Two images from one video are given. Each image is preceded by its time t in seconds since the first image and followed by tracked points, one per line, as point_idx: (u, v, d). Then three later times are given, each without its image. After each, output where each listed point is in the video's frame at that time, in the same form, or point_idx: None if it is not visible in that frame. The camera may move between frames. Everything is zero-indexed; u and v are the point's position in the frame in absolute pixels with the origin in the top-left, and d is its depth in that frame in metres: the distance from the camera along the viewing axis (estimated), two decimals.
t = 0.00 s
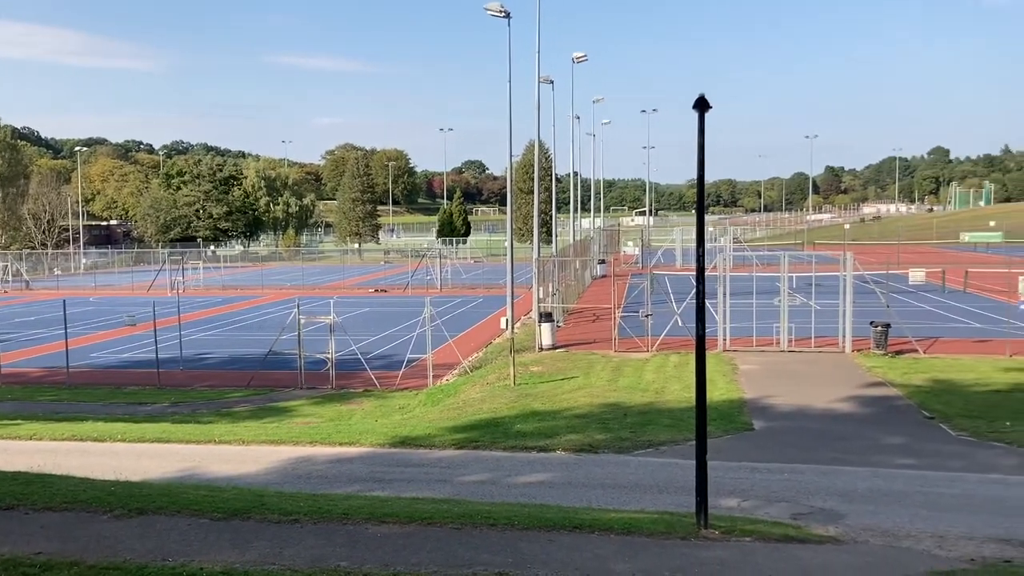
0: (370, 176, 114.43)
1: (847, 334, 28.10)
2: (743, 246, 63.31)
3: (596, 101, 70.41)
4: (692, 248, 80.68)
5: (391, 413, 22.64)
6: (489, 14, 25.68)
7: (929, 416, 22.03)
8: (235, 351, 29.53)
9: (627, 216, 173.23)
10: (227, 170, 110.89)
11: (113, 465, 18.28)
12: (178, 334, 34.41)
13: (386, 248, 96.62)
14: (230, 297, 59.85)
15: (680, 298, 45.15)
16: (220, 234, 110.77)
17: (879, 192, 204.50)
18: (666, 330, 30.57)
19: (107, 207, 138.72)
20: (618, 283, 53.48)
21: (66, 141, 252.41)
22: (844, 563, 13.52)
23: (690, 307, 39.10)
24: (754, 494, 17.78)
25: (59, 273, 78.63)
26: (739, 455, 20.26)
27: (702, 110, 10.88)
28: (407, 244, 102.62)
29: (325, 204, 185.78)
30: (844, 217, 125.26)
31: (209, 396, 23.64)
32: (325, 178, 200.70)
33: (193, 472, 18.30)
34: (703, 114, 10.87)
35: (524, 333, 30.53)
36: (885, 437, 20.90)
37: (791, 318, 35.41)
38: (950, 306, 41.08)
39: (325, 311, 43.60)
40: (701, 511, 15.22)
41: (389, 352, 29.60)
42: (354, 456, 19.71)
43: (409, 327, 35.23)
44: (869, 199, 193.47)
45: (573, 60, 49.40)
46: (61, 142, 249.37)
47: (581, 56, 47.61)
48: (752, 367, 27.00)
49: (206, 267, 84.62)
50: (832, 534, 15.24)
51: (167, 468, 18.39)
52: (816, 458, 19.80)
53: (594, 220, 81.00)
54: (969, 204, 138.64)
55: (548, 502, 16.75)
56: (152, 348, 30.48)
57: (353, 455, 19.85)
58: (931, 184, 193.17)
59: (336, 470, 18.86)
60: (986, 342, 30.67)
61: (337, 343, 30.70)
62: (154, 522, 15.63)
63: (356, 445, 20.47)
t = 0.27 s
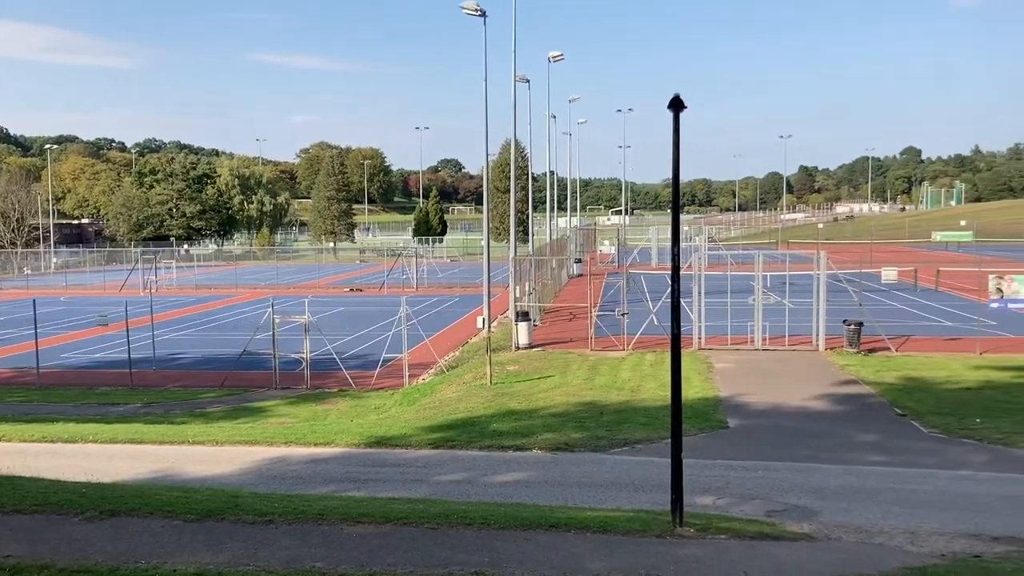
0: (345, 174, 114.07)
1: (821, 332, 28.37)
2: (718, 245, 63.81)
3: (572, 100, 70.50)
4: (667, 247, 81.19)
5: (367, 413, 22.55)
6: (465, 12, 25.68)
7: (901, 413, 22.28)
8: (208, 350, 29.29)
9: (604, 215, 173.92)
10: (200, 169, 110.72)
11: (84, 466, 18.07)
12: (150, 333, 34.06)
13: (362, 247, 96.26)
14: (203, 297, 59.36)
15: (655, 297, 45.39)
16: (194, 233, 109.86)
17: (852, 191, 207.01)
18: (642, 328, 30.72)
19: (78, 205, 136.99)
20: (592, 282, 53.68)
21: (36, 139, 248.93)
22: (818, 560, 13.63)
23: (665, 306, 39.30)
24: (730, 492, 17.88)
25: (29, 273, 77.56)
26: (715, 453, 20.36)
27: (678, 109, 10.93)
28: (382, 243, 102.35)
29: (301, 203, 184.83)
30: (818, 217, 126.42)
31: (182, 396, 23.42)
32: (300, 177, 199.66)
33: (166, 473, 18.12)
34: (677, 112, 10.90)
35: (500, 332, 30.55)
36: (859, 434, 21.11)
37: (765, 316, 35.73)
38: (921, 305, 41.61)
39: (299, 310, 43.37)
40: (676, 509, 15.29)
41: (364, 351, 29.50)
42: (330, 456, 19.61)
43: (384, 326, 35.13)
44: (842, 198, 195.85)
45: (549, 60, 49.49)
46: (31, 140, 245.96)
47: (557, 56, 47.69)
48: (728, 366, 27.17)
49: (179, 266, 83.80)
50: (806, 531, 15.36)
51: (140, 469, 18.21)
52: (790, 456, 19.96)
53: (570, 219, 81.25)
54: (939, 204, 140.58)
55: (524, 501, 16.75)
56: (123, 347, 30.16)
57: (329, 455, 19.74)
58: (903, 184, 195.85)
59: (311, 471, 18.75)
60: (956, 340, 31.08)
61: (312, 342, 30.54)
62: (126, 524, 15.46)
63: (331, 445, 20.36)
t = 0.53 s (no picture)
0: (320, 173, 113.55)
1: (794, 330, 28.64)
2: (691, 244, 64.30)
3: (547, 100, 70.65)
4: (642, 246, 81.57)
5: (341, 413, 22.47)
6: (440, 11, 25.62)
7: (872, 410, 22.54)
8: (181, 351, 29.06)
9: (580, 214, 174.61)
10: (172, 168, 110.31)
11: (55, 468, 17.86)
12: (122, 334, 33.73)
13: (337, 247, 95.84)
14: (173, 297, 58.80)
15: (630, 296, 45.60)
16: (166, 231, 108.85)
17: (824, 190, 209.35)
18: (617, 327, 30.86)
19: (47, 203, 135.13)
20: (567, 281, 53.80)
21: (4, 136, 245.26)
22: (789, 557, 13.74)
23: (640, 305, 39.48)
24: (704, 489, 17.99)
25: None
26: (689, 451, 20.48)
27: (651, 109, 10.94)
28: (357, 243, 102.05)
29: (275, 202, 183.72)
30: (792, 216, 127.60)
31: (154, 397, 23.21)
32: (273, 175, 198.50)
33: (138, 474, 17.94)
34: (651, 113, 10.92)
35: (476, 332, 30.56)
36: (831, 431, 21.32)
37: (738, 315, 36.02)
38: (892, 303, 42.12)
39: (273, 310, 43.13)
40: (650, 507, 15.37)
41: (339, 351, 29.39)
42: (303, 456, 19.51)
43: (359, 326, 35.02)
44: (814, 198, 198.16)
45: (523, 59, 49.59)
46: None
47: (532, 55, 47.78)
48: (702, 364, 27.33)
49: (151, 265, 82.92)
50: (779, 528, 15.48)
51: (111, 471, 18.02)
52: (764, 453, 20.11)
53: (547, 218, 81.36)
54: (910, 204, 142.33)
55: (499, 500, 16.76)
56: (94, 348, 29.84)
57: (303, 455, 19.64)
58: (874, 184, 198.40)
59: (285, 471, 18.64)
60: (927, 338, 31.47)
61: (286, 342, 30.38)
62: (96, 526, 15.30)
63: (305, 446, 20.26)
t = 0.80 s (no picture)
0: (294, 172, 112.86)
1: (767, 329, 28.87)
2: (666, 244, 64.68)
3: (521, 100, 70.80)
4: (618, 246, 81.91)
5: (315, 414, 22.37)
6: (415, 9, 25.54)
7: (844, 408, 22.77)
8: (153, 351, 28.81)
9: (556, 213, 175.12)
10: (143, 166, 109.59)
11: (23, 471, 17.62)
12: (92, 334, 33.37)
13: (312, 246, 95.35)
14: (144, 296, 58.24)
15: (605, 295, 45.77)
16: (138, 231, 107.82)
17: (797, 190, 211.55)
18: (592, 326, 30.96)
19: (17, 202, 133.20)
20: (542, 280, 53.91)
21: None
22: (762, 554, 13.84)
23: (615, 304, 39.63)
24: (678, 487, 18.08)
25: None
26: (663, 450, 20.58)
27: (625, 109, 10.94)
28: (332, 242, 101.53)
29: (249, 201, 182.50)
30: (766, 216, 128.79)
31: (125, 398, 22.98)
32: (246, 173, 197.22)
33: (108, 476, 17.74)
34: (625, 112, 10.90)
35: (451, 331, 30.53)
36: (804, 429, 21.51)
37: (712, 314, 36.28)
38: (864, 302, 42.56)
39: (246, 309, 42.83)
40: (625, 505, 15.41)
41: (313, 351, 29.25)
42: (277, 457, 19.39)
43: (333, 326, 34.87)
44: (787, 198, 200.19)
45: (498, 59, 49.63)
46: None
47: (506, 55, 47.81)
48: (676, 363, 27.47)
49: (122, 264, 81.97)
50: (752, 526, 15.60)
51: (81, 473, 17.81)
52: (737, 451, 20.25)
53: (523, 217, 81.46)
54: (881, 204, 144.08)
55: (473, 500, 16.75)
56: (64, 348, 29.50)
57: (277, 456, 19.52)
58: (846, 184, 200.64)
59: (259, 472, 18.52)
60: (898, 336, 31.86)
61: (260, 342, 30.20)
62: (66, 529, 15.11)
63: (279, 446, 20.13)
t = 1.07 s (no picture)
0: (268, 171, 111.88)
1: (741, 328, 29.09)
2: (640, 244, 65.05)
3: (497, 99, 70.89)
4: (593, 245, 82.22)
5: (290, 414, 22.27)
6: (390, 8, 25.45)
7: (817, 406, 23.00)
8: (124, 351, 28.53)
9: (532, 212, 175.48)
10: (114, 165, 108.63)
11: None
12: (63, 334, 33.01)
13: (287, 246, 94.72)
14: (116, 296, 57.63)
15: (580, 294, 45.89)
16: (109, 230, 106.65)
17: (770, 191, 213.36)
18: (568, 326, 31.05)
19: None
20: (517, 280, 54.01)
21: None
22: (735, 551, 13.94)
23: (590, 303, 39.75)
24: (652, 486, 18.18)
25: None
26: (638, 448, 20.68)
27: (600, 109, 10.92)
28: (307, 241, 100.94)
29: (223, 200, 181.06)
30: (740, 215, 129.76)
31: (97, 399, 22.76)
32: (220, 172, 195.69)
33: (79, 478, 17.55)
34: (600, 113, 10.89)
35: (426, 331, 30.49)
36: (777, 427, 21.71)
37: (687, 313, 36.51)
38: (835, 301, 43.04)
39: (219, 309, 42.51)
40: (600, 504, 15.47)
41: (287, 351, 29.10)
42: (251, 458, 19.28)
43: (308, 326, 34.70)
44: (760, 198, 201.76)
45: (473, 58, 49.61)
46: None
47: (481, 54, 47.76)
48: (651, 362, 27.61)
49: (93, 264, 80.94)
50: (726, 523, 15.71)
51: (51, 475, 17.61)
52: (711, 450, 20.39)
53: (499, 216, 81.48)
54: (853, 204, 145.58)
55: (448, 500, 16.74)
56: (34, 349, 29.16)
57: (251, 457, 19.40)
58: (819, 184, 202.69)
59: (232, 473, 18.40)
60: (869, 335, 32.23)
61: (233, 342, 30.01)
62: (35, 532, 14.93)
63: (253, 447, 20.02)
